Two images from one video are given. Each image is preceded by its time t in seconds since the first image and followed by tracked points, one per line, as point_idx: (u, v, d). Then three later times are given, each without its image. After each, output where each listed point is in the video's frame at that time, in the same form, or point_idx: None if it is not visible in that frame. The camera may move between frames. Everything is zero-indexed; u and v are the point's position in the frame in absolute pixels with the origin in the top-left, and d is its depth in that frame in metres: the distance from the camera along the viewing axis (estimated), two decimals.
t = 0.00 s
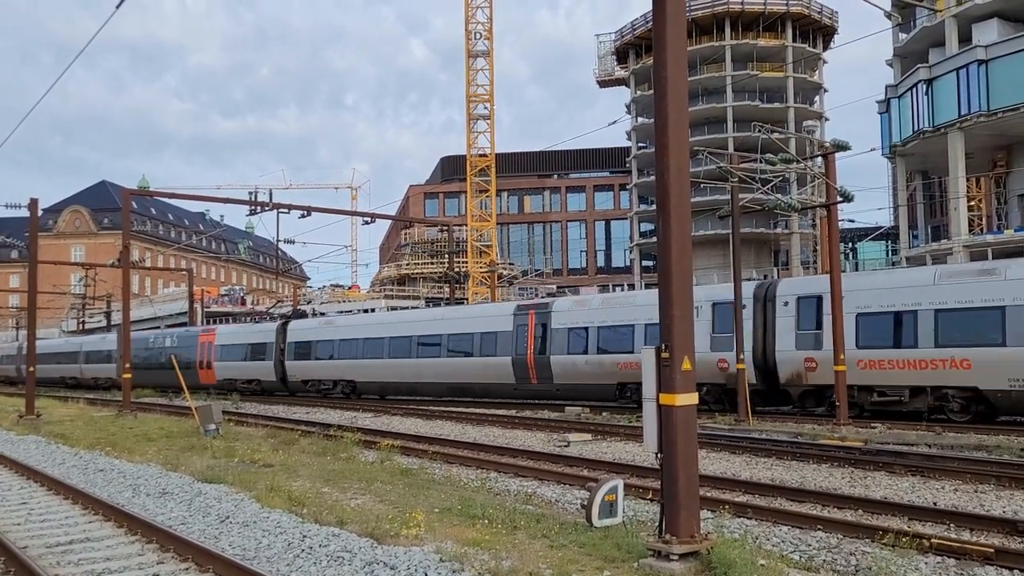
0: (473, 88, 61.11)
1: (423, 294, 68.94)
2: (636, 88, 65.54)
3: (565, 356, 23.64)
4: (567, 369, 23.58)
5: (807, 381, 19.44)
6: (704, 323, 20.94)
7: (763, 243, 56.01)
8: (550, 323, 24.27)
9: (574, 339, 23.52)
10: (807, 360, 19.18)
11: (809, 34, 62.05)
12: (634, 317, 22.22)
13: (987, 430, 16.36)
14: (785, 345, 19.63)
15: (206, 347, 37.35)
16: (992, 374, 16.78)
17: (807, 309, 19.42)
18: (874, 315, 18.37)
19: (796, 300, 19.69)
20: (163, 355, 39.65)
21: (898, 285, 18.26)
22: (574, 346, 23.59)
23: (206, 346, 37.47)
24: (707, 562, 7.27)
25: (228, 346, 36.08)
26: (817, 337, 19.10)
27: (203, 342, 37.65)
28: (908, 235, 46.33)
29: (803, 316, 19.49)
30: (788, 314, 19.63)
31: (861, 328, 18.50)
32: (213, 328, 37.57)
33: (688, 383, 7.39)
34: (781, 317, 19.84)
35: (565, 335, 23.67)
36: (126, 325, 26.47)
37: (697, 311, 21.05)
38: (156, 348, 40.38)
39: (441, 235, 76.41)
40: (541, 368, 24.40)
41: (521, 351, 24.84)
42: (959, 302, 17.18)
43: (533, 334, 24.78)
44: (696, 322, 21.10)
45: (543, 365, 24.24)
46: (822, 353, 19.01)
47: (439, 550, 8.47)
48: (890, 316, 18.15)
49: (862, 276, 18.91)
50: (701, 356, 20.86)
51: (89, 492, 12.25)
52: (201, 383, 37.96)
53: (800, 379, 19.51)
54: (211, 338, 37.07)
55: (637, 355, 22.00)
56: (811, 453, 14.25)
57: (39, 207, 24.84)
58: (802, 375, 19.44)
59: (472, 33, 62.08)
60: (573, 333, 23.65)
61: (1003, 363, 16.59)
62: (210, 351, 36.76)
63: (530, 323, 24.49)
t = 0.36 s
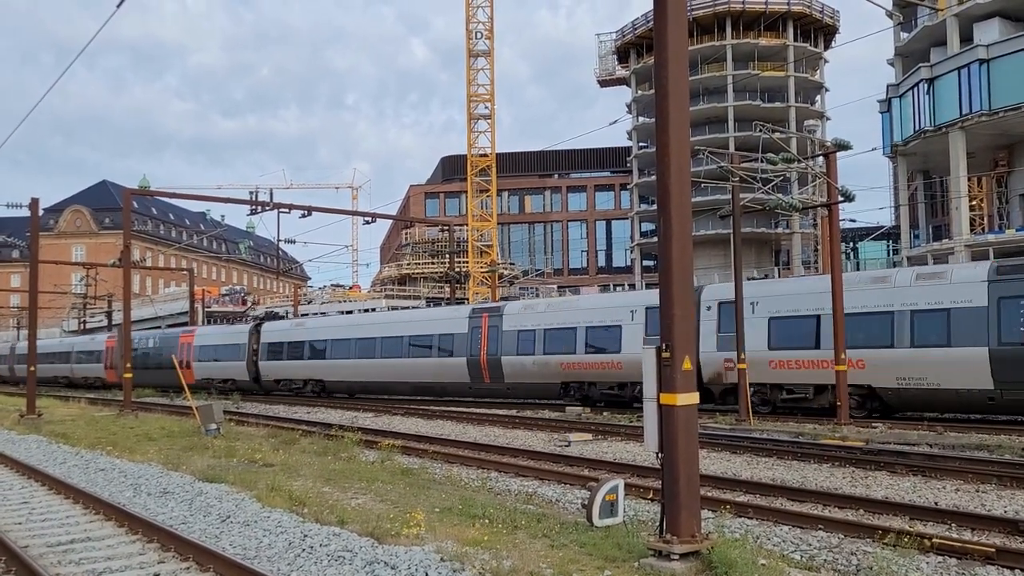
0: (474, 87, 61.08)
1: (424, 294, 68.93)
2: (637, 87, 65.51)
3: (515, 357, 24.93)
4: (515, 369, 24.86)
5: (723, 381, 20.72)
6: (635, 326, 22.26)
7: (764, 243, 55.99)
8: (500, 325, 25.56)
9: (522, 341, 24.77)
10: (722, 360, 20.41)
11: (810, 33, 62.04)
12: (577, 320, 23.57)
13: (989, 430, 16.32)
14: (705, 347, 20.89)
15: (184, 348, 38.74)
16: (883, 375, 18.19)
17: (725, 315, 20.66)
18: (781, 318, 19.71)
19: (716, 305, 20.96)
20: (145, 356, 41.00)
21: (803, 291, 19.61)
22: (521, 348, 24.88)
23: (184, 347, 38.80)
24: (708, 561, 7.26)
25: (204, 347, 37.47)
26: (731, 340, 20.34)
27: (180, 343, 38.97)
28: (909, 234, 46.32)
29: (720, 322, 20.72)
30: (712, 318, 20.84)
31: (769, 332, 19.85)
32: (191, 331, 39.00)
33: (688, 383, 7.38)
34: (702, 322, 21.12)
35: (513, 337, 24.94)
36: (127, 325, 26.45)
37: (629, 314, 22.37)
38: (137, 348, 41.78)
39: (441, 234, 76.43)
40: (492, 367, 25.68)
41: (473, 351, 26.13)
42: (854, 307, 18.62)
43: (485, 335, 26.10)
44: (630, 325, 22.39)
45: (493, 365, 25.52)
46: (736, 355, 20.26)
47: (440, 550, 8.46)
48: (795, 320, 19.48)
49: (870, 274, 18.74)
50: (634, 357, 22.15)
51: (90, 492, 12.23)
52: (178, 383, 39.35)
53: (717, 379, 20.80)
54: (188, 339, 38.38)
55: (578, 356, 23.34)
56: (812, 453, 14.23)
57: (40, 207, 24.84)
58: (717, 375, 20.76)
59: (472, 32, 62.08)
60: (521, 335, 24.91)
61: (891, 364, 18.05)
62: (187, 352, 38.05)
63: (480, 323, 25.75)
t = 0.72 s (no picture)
0: (476, 86, 61.08)
1: (426, 293, 69.05)
2: (639, 86, 65.50)
3: (467, 357, 26.29)
4: (466, 368, 26.23)
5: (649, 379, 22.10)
6: (575, 328, 23.63)
7: (766, 241, 55.97)
8: (454, 326, 26.97)
9: (473, 342, 26.00)
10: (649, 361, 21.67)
11: (813, 31, 61.98)
12: (521, 323, 24.89)
13: (991, 429, 16.28)
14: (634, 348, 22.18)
15: (166, 348, 40.19)
16: (785, 373, 19.60)
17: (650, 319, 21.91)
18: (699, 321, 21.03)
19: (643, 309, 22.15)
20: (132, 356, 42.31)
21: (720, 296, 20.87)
22: (473, 348, 26.13)
23: (166, 346, 40.31)
24: (710, 561, 7.26)
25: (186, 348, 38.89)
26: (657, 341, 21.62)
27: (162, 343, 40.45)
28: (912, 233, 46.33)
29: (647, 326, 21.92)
30: (638, 322, 21.91)
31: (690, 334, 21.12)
32: (172, 331, 40.52)
33: (690, 382, 7.37)
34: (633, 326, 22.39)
35: (464, 338, 26.26)
36: (129, 324, 26.42)
37: (568, 317, 23.71)
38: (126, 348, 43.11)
39: (443, 233, 76.51)
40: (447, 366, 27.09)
41: (428, 350, 27.55)
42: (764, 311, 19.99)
43: (441, 335, 27.37)
44: (570, 327, 23.76)
45: (447, 364, 26.93)
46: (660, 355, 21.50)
47: (441, 549, 8.46)
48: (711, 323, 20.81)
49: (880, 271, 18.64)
50: (573, 357, 23.49)
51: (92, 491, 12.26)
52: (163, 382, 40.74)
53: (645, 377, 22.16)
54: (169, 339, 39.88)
55: (523, 356, 24.61)
56: (815, 451, 14.21)
57: (42, 206, 24.85)
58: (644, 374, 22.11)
59: (474, 31, 62.11)
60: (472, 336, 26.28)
61: (792, 364, 19.50)
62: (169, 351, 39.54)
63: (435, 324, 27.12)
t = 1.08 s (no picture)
0: (479, 86, 61.11)
1: (429, 293, 69.15)
2: (641, 86, 65.46)
3: (425, 356, 27.87)
4: (425, 368, 27.92)
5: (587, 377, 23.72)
6: (522, 330, 25.16)
7: (770, 241, 55.96)
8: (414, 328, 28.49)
9: (429, 343, 27.67)
10: (586, 359, 23.34)
11: (816, 30, 61.92)
12: (473, 325, 26.36)
13: (995, 428, 16.22)
14: (575, 348, 23.85)
15: (149, 348, 41.50)
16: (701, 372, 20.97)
17: (589, 322, 23.60)
18: (627, 324, 22.53)
19: (583, 312, 23.82)
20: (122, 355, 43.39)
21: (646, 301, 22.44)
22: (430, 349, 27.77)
23: (149, 347, 41.64)
24: (713, 561, 7.27)
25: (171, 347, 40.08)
26: (593, 342, 23.33)
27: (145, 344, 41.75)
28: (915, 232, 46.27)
29: (586, 329, 23.65)
30: (578, 323, 23.79)
31: (621, 335, 22.70)
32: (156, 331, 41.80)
33: (693, 381, 7.35)
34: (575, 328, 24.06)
35: (423, 339, 27.91)
36: (133, 323, 26.45)
37: (516, 320, 25.23)
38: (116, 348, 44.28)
39: (445, 233, 76.56)
40: (408, 366, 28.62)
41: (391, 351, 29.07)
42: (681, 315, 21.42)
43: (402, 337, 28.98)
44: (517, 329, 25.29)
45: (408, 364, 28.47)
46: (596, 355, 23.14)
47: (444, 548, 8.47)
48: (637, 325, 22.35)
49: (888, 271, 18.53)
50: (520, 358, 25.08)
51: (96, 491, 12.28)
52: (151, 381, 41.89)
53: (584, 375, 23.71)
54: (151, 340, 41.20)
55: (475, 356, 26.09)
56: (818, 451, 14.20)
57: (46, 206, 24.89)
58: (583, 372, 23.76)
59: (477, 31, 62.15)
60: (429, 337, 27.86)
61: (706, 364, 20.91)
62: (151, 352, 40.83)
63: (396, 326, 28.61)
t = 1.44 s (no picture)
0: (484, 85, 61.11)
1: (434, 293, 69.22)
2: (647, 85, 65.35)
3: (390, 357, 29.11)
4: (390, 367, 29.20)
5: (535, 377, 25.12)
6: (477, 332, 26.46)
7: (776, 241, 55.88)
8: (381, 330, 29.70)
9: (394, 344, 28.94)
10: (533, 360, 24.75)
11: (823, 29, 61.77)
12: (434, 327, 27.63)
13: (1003, 428, 16.15)
14: (524, 349, 25.25)
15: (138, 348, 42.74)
16: (635, 371, 22.40)
17: (536, 325, 25.01)
18: (570, 326, 23.97)
19: (532, 315, 25.27)
20: (116, 354, 44.44)
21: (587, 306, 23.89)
22: (395, 349, 29.02)
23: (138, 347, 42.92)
24: (720, 560, 7.27)
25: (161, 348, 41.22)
26: (540, 344, 24.74)
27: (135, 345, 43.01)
28: (922, 232, 46.16)
29: (534, 332, 25.02)
30: (526, 325, 25.16)
31: (564, 337, 24.14)
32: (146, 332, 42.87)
33: (700, 380, 7.34)
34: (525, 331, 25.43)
35: (388, 341, 29.16)
36: (139, 323, 26.51)
37: (472, 322, 26.52)
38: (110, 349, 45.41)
39: (450, 232, 76.63)
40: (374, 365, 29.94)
41: (359, 351, 30.35)
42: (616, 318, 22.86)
43: (369, 339, 30.21)
44: (473, 330, 26.57)
45: (375, 364, 29.73)
46: (542, 356, 24.54)
47: (450, 547, 8.47)
48: (580, 328, 23.81)
49: (892, 270, 18.46)
50: (476, 358, 26.39)
51: (103, 489, 12.30)
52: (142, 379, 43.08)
53: (533, 374, 25.14)
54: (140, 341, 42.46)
55: (435, 356, 27.36)
56: (824, 451, 14.17)
57: (53, 206, 24.96)
58: (531, 372, 25.18)
59: (482, 30, 62.15)
60: (395, 339, 29.10)
61: (640, 363, 22.35)
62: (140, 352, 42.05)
63: (363, 327, 29.82)
